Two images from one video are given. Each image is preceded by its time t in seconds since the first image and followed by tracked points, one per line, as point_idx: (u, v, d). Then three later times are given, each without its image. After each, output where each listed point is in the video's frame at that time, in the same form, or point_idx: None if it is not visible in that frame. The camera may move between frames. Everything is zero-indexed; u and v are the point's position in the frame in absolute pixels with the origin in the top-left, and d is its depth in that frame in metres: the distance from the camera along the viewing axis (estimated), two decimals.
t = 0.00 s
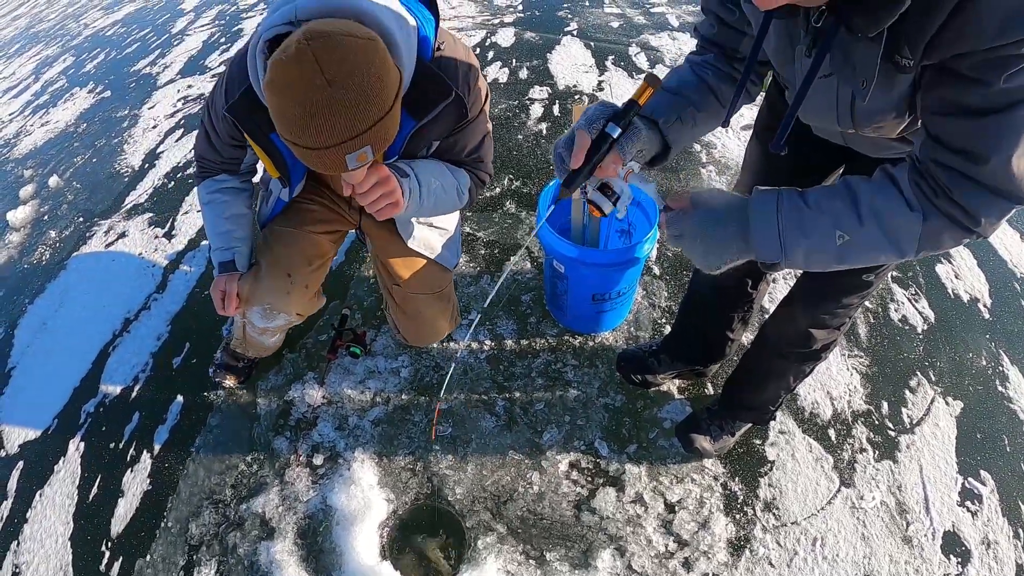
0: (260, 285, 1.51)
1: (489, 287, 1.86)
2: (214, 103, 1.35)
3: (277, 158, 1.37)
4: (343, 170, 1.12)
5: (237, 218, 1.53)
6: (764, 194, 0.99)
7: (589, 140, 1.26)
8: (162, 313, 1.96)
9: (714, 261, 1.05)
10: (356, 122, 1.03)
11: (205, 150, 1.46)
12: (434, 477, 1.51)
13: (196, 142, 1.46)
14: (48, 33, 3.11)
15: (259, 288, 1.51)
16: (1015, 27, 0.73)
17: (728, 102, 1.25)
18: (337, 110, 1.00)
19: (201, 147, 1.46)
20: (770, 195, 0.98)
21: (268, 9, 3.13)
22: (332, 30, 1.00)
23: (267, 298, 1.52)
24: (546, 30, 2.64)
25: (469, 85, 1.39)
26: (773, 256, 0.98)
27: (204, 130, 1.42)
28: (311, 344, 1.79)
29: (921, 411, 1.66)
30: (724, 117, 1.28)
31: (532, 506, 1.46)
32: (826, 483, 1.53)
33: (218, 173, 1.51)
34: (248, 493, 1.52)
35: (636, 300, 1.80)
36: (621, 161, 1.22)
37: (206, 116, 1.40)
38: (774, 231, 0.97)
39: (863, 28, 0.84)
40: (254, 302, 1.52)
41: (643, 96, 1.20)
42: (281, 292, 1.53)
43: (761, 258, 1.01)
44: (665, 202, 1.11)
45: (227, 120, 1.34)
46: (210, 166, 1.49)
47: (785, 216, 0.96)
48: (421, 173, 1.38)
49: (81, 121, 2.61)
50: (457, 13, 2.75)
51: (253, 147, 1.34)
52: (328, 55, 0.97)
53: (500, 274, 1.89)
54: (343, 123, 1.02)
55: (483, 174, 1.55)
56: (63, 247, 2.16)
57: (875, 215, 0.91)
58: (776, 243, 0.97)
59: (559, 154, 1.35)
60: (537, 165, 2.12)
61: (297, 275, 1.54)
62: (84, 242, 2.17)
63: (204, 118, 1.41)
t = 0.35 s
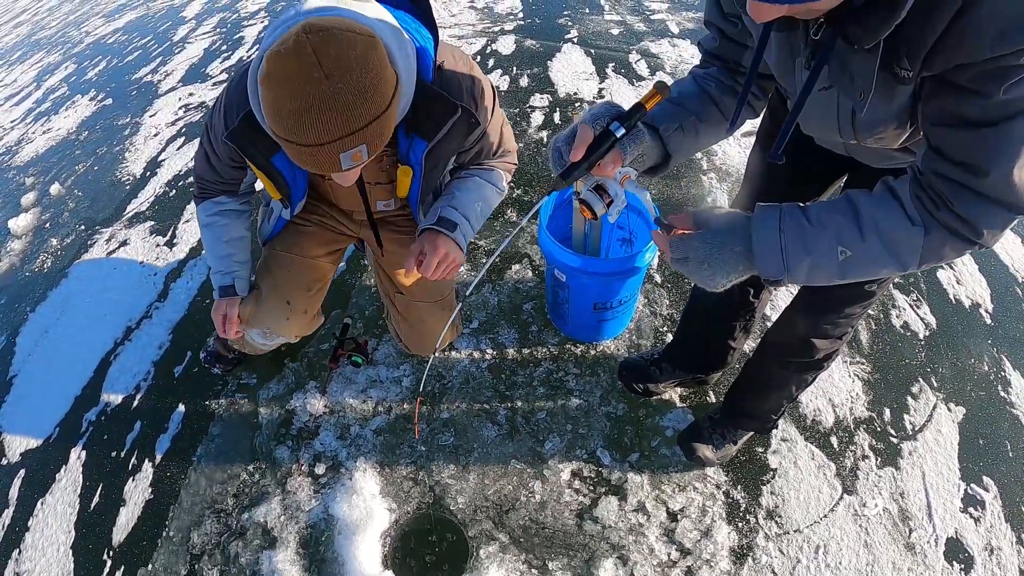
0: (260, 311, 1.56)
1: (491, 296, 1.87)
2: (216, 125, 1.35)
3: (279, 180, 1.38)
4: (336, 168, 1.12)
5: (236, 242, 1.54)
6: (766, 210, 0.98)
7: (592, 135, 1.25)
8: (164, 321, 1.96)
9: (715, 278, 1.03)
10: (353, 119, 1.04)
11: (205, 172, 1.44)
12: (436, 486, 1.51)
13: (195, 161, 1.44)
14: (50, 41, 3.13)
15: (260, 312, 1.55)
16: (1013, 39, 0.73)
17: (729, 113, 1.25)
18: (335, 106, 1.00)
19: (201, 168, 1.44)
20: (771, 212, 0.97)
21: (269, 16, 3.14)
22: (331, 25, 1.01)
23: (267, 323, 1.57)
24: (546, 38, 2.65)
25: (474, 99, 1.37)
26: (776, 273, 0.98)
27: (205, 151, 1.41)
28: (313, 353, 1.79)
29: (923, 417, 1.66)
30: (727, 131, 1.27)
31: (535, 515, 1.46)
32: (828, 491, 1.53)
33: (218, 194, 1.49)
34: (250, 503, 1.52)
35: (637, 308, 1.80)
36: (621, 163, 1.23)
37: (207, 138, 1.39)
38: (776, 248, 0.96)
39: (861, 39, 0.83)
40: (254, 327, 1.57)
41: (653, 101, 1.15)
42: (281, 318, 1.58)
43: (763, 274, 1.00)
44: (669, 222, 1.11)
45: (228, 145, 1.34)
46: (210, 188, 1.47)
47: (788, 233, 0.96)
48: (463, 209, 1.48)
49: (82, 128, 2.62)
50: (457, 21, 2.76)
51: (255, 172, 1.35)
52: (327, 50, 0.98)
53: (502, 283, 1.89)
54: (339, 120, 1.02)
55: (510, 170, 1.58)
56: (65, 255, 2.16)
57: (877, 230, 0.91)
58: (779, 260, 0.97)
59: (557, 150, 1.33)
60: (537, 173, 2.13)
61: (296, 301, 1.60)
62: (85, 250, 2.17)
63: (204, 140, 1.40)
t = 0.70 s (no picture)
0: (258, 318, 1.56)
1: (493, 301, 1.87)
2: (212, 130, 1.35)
3: (275, 186, 1.38)
4: (327, 169, 1.11)
5: (238, 248, 1.53)
6: (774, 219, 0.99)
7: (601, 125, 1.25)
8: (166, 327, 1.96)
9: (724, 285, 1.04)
10: (342, 119, 1.03)
11: (207, 179, 1.44)
12: (440, 492, 1.51)
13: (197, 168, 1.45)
14: (52, 46, 3.13)
15: (258, 320, 1.55)
16: (1016, 41, 0.73)
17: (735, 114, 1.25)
18: (322, 106, 1.00)
19: (203, 177, 1.44)
20: (779, 220, 0.98)
21: (270, 22, 3.15)
22: (318, 25, 1.01)
23: (265, 331, 1.57)
24: (547, 42, 2.65)
25: (469, 102, 1.36)
26: (785, 280, 0.98)
27: (205, 158, 1.41)
28: (316, 358, 1.79)
29: (927, 420, 1.65)
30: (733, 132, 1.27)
31: (538, 520, 1.46)
32: (833, 495, 1.52)
33: (220, 201, 1.49)
34: (253, 508, 1.52)
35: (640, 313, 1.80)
36: (630, 156, 1.24)
37: (206, 145, 1.39)
38: (784, 255, 0.97)
39: (863, 39, 0.83)
40: (251, 334, 1.57)
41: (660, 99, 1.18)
42: (277, 327, 1.58)
43: (772, 282, 1.00)
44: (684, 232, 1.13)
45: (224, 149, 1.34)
46: (212, 194, 1.47)
47: (795, 241, 0.96)
48: (464, 228, 1.48)
49: (84, 133, 2.62)
50: (458, 26, 2.77)
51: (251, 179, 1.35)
52: (313, 51, 0.98)
53: (505, 288, 1.89)
54: (328, 119, 1.01)
55: (509, 178, 1.57)
56: (67, 260, 2.16)
57: (886, 237, 0.90)
58: (788, 267, 0.97)
59: (565, 140, 1.36)
60: (539, 178, 2.13)
61: (292, 312, 1.59)
62: (87, 255, 2.17)
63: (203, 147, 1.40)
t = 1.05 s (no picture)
0: (261, 323, 1.57)
1: (495, 305, 1.89)
2: (217, 136, 1.36)
3: (279, 192, 1.39)
4: (335, 173, 1.12)
5: (241, 253, 1.54)
6: (772, 199, 0.97)
7: (605, 106, 1.26)
8: (170, 331, 1.97)
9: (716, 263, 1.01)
10: (350, 123, 1.04)
11: (212, 186, 1.46)
12: (444, 494, 1.53)
13: (202, 176, 1.46)
14: (53, 53, 3.15)
15: (260, 323, 1.57)
16: (1003, 45, 0.74)
17: (736, 110, 1.27)
18: (331, 110, 1.01)
19: (208, 184, 1.46)
20: (777, 201, 0.96)
21: (270, 28, 3.16)
22: (323, 34, 1.03)
23: (268, 335, 1.59)
24: (546, 48, 2.67)
25: (468, 113, 1.37)
26: (780, 260, 0.96)
27: (210, 165, 1.42)
28: (319, 362, 1.81)
29: (924, 420, 1.67)
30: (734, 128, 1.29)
31: (542, 521, 1.47)
32: (832, 494, 1.54)
33: (224, 208, 1.50)
34: (258, 511, 1.53)
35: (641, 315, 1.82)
36: (632, 137, 1.23)
37: (210, 152, 1.41)
38: (781, 235, 0.95)
39: (853, 40, 0.85)
40: (255, 337, 1.58)
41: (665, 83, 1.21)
42: (280, 332, 1.60)
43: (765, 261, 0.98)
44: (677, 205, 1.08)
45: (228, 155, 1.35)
46: (217, 200, 1.48)
47: (793, 222, 0.94)
48: (462, 236, 1.49)
49: (86, 139, 2.63)
50: (458, 32, 2.79)
51: (256, 184, 1.36)
52: (321, 58, 0.99)
53: (507, 291, 1.91)
54: (336, 124, 1.03)
55: (503, 185, 1.57)
56: (70, 265, 2.17)
57: (882, 224, 0.90)
58: (784, 247, 0.95)
59: (568, 120, 1.34)
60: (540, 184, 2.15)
61: (295, 315, 1.61)
62: (90, 261, 2.18)
63: (208, 154, 1.42)
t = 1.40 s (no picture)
0: (269, 320, 1.56)
1: (502, 303, 1.88)
2: (225, 131, 1.36)
3: (289, 187, 1.39)
4: (350, 163, 1.12)
5: (248, 250, 1.53)
6: (788, 181, 0.94)
7: (630, 125, 1.24)
8: (175, 330, 1.97)
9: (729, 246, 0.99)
10: (366, 112, 1.04)
11: (219, 181, 1.45)
12: (452, 493, 1.52)
13: (208, 170, 1.45)
14: (56, 51, 3.14)
15: (267, 321, 1.56)
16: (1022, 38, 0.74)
17: (748, 107, 1.26)
18: (348, 99, 1.01)
19: (215, 180, 1.45)
20: (793, 182, 0.94)
21: (274, 27, 3.16)
22: (338, 24, 1.03)
23: (275, 332, 1.58)
24: (551, 46, 2.67)
25: (478, 108, 1.37)
26: (793, 243, 0.94)
27: (217, 161, 1.42)
28: (325, 361, 1.81)
29: (932, 418, 1.67)
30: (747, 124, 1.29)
31: (550, 520, 1.47)
32: (841, 492, 1.54)
33: (231, 204, 1.50)
34: (264, 510, 1.53)
35: (648, 314, 1.81)
36: (659, 151, 1.22)
37: (217, 147, 1.40)
38: (796, 217, 0.93)
39: (873, 34, 0.85)
40: (262, 335, 1.57)
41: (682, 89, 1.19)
42: (288, 330, 1.59)
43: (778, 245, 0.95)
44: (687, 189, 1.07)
45: (237, 149, 1.35)
46: (223, 196, 1.48)
47: (809, 205, 0.92)
48: (473, 230, 1.49)
49: (89, 138, 2.63)
50: (462, 31, 2.78)
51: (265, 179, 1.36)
52: (338, 47, 0.99)
53: (514, 290, 1.91)
54: (353, 113, 1.03)
55: (512, 178, 1.58)
56: (74, 264, 2.17)
57: (900, 212, 0.88)
58: (799, 228, 0.93)
59: (590, 139, 1.33)
60: (546, 182, 2.15)
61: (303, 313, 1.60)
62: (94, 259, 2.18)
63: (216, 150, 1.41)
